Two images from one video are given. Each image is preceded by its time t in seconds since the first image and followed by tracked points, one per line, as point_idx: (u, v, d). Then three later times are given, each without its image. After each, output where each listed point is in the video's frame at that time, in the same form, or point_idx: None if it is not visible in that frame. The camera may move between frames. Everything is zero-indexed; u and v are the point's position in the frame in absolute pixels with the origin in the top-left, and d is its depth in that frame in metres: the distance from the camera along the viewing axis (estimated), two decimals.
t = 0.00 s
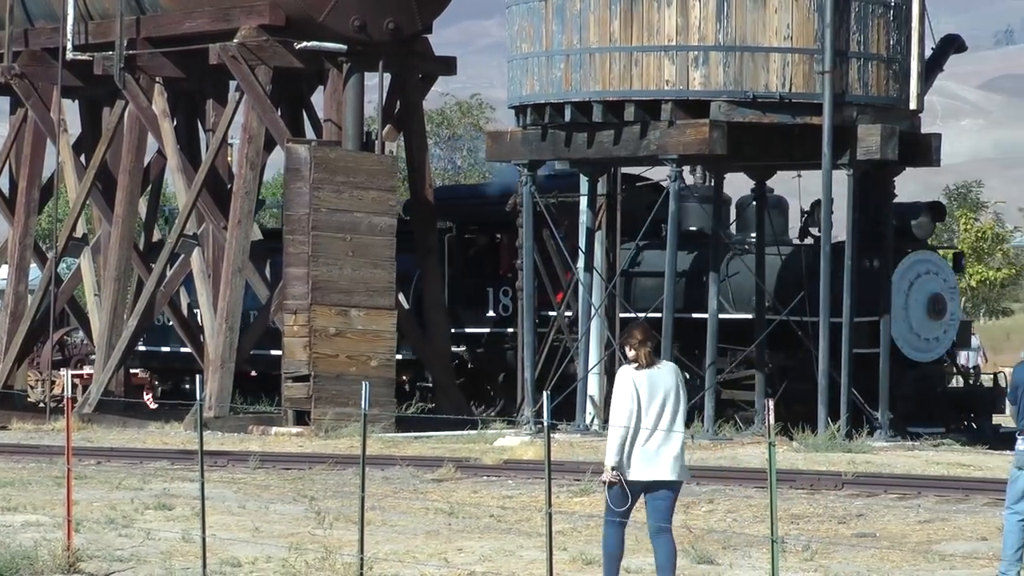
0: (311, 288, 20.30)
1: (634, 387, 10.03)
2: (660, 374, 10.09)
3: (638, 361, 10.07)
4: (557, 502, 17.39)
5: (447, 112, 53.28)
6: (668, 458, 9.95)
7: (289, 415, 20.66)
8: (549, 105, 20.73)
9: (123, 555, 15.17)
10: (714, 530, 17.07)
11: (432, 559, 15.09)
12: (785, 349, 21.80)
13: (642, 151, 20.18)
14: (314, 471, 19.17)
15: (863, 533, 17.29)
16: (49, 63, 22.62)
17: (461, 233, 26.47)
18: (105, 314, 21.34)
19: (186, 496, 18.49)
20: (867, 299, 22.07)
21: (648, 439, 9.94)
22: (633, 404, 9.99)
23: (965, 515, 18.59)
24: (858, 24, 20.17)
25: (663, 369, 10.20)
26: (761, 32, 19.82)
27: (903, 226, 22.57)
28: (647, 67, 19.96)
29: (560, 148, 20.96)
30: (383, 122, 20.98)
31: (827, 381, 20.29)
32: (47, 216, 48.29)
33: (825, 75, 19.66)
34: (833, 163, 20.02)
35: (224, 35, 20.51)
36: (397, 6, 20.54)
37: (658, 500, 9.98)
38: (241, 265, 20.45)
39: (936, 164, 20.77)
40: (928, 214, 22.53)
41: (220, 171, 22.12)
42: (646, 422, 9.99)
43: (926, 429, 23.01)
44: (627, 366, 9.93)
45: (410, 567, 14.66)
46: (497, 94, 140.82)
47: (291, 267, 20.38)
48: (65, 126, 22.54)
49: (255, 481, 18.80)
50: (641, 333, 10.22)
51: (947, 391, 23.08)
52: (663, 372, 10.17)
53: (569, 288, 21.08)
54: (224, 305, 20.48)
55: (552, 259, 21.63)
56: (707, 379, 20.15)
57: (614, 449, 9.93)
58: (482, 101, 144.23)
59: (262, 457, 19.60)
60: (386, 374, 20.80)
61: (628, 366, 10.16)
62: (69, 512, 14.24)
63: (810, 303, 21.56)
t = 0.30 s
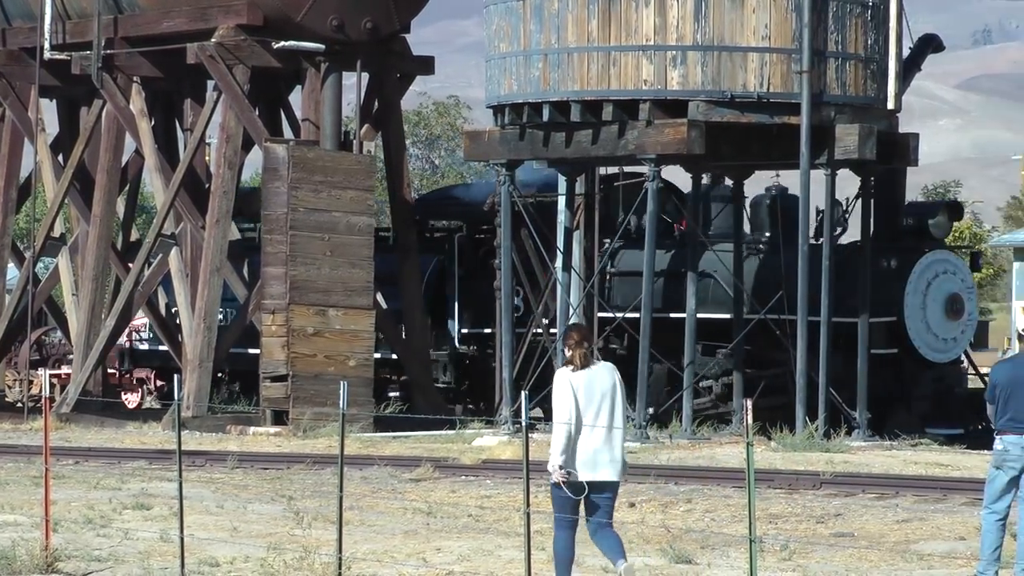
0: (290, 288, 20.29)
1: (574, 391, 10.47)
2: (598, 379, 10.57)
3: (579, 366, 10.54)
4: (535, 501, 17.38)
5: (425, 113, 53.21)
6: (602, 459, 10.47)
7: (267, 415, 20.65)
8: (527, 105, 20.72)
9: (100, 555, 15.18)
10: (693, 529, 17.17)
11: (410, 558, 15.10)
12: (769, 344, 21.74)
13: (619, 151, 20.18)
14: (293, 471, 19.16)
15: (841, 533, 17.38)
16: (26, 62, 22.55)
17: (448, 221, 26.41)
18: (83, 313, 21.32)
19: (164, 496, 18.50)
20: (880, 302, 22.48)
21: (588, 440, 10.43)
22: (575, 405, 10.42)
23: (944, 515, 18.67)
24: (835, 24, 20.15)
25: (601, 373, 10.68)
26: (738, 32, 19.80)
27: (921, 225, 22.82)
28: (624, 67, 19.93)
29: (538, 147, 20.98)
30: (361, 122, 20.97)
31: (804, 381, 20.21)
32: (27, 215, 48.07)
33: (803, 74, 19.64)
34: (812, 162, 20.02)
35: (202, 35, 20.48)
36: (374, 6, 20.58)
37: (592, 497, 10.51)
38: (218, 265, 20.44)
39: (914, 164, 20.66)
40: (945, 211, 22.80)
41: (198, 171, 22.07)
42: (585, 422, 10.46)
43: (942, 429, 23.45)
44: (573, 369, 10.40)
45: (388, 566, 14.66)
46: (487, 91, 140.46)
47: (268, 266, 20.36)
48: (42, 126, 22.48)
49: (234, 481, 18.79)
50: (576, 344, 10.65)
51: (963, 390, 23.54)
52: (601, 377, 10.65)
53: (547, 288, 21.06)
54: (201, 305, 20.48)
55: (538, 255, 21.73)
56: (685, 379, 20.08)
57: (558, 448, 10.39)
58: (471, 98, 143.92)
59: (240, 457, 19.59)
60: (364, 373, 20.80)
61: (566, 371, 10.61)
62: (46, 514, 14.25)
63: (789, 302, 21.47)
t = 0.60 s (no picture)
0: (275, 288, 20.29)
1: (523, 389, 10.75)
2: (548, 377, 10.78)
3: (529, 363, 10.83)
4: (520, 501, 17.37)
5: (409, 113, 53.13)
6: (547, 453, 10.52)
7: (252, 415, 20.65)
8: (512, 105, 20.71)
9: (85, 555, 15.21)
10: (679, 529, 17.19)
11: (395, 559, 15.09)
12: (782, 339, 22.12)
13: (605, 151, 20.15)
14: (278, 471, 19.16)
15: (826, 534, 17.41)
16: (11, 62, 22.45)
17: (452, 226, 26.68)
18: (69, 314, 21.33)
19: (149, 496, 18.50)
20: (906, 302, 22.92)
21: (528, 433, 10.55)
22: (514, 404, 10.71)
23: (928, 515, 18.72)
24: (820, 24, 20.20)
25: (557, 374, 10.86)
26: (723, 32, 19.85)
27: (944, 225, 23.23)
28: (609, 67, 19.94)
29: (523, 147, 21.00)
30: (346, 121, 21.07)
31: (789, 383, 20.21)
32: (11, 216, 47.92)
33: (788, 75, 19.69)
34: (797, 162, 20.05)
35: (187, 35, 20.48)
36: (359, 6, 20.57)
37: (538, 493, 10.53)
38: (204, 265, 20.43)
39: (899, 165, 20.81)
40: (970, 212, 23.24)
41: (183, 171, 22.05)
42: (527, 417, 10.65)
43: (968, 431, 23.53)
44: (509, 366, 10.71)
45: (373, 567, 14.66)
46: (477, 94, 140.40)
47: (254, 267, 20.35)
48: (27, 126, 22.42)
49: (219, 481, 18.79)
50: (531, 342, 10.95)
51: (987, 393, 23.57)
52: (555, 375, 10.84)
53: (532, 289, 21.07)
54: (186, 305, 20.49)
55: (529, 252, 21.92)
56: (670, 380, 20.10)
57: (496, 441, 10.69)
58: (462, 100, 143.76)
59: (225, 457, 19.59)
60: (349, 373, 20.81)
61: (519, 369, 10.88)
62: (29, 516, 14.29)
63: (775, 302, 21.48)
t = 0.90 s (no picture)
0: (262, 286, 20.71)
1: (485, 384, 11.11)
2: (510, 371, 11.14)
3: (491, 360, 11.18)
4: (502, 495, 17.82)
5: (394, 116, 53.66)
6: (513, 448, 10.95)
7: (241, 411, 21.09)
8: (494, 107, 21.10)
9: (77, 548, 15.70)
10: (658, 521, 17.66)
11: (381, 551, 15.55)
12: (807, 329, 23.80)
13: (586, 152, 20.53)
14: (266, 465, 19.62)
15: (801, 526, 17.87)
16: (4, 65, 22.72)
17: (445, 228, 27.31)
18: (60, 312, 21.71)
19: (140, 490, 18.94)
20: (922, 301, 23.77)
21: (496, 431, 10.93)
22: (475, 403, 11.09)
23: (900, 508, 19.19)
24: (797, 28, 20.61)
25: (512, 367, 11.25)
26: (702, 35, 20.30)
27: (958, 223, 24.17)
28: (590, 70, 20.36)
29: (506, 148, 21.31)
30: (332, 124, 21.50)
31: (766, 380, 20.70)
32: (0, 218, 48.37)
33: (765, 78, 20.11)
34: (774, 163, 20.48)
35: (176, 37, 20.86)
36: (345, 9, 20.98)
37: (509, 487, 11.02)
38: (193, 264, 20.87)
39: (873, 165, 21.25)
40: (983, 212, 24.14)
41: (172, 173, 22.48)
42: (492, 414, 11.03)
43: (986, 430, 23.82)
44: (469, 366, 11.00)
45: (359, 559, 15.11)
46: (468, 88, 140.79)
47: (242, 266, 20.76)
48: (19, 127, 22.76)
49: (208, 476, 19.20)
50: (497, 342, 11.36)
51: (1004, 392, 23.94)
52: (516, 368, 11.25)
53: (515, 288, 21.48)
54: (176, 303, 20.92)
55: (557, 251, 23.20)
56: (649, 375, 20.59)
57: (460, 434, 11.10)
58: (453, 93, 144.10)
59: (214, 452, 20.04)
60: (336, 370, 21.25)
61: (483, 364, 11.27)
62: (22, 511, 14.74)
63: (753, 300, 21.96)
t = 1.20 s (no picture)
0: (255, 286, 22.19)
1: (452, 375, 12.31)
2: (474, 362, 12.37)
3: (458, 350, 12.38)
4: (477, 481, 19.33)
5: (378, 127, 55.17)
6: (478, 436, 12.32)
7: (234, 402, 22.58)
8: (472, 118, 22.63)
9: (82, 530, 17.21)
10: (622, 505, 19.19)
11: (365, 532, 17.05)
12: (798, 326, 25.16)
13: (557, 161, 22.08)
14: (258, 453, 21.11)
15: (756, 509, 19.42)
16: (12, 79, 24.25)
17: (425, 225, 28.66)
18: (65, 309, 23.20)
19: (140, 475, 20.43)
20: (906, 301, 25.14)
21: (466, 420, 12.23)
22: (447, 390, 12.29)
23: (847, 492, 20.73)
24: (753, 46, 22.11)
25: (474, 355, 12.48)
26: (665, 52, 21.76)
27: (941, 228, 25.58)
28: (561, 85, 21.84)
29: (482, 158, 22.89)
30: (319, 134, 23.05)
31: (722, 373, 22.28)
32: None
33: (724, 92, 21.58)
34: (731, 171, 21.99)
35: (174, 53, 22.35)
36: (332, 26, 22.49)
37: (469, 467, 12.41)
38: (190, 265, 22.36)
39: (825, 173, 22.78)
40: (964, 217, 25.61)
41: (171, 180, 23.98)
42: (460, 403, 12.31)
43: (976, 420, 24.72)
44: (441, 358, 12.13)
45: (344, 539, 16.61)
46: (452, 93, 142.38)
47: (236, 267, 22.29)
48: (26, 137, 24.27)
49: (204, 462, 20.69)
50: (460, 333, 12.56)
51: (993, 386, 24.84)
52: (478, 357, 12.50)
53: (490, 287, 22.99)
54: (175, 301, 22.40)
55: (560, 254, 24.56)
56: (614, 368, 22.15)
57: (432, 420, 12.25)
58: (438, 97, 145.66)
59: (209, 440, 21.52)
60: (324, 364, 22.75)
61: (448, 352, 12.47)
62: (29, 497, 16.28)
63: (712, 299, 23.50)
